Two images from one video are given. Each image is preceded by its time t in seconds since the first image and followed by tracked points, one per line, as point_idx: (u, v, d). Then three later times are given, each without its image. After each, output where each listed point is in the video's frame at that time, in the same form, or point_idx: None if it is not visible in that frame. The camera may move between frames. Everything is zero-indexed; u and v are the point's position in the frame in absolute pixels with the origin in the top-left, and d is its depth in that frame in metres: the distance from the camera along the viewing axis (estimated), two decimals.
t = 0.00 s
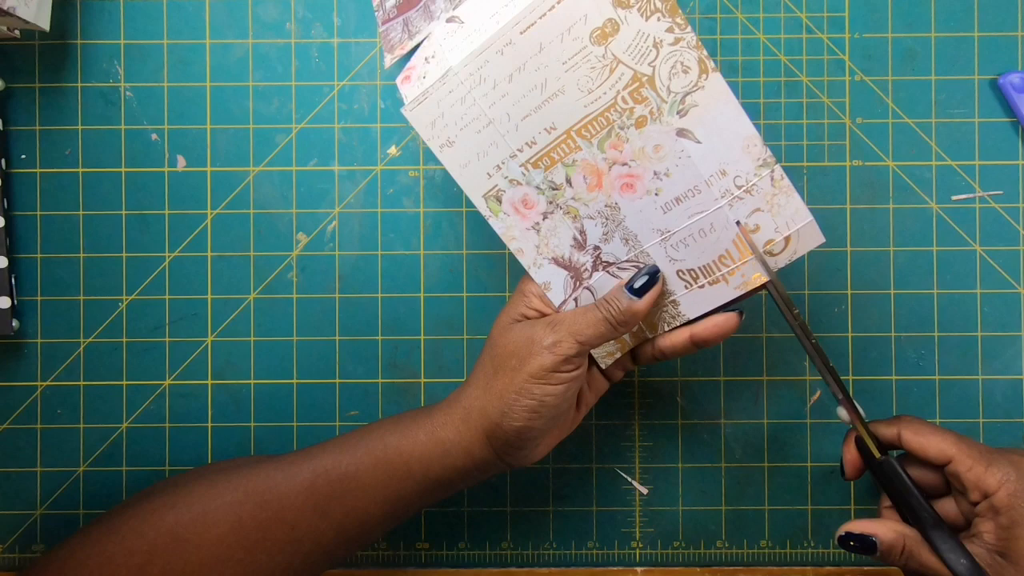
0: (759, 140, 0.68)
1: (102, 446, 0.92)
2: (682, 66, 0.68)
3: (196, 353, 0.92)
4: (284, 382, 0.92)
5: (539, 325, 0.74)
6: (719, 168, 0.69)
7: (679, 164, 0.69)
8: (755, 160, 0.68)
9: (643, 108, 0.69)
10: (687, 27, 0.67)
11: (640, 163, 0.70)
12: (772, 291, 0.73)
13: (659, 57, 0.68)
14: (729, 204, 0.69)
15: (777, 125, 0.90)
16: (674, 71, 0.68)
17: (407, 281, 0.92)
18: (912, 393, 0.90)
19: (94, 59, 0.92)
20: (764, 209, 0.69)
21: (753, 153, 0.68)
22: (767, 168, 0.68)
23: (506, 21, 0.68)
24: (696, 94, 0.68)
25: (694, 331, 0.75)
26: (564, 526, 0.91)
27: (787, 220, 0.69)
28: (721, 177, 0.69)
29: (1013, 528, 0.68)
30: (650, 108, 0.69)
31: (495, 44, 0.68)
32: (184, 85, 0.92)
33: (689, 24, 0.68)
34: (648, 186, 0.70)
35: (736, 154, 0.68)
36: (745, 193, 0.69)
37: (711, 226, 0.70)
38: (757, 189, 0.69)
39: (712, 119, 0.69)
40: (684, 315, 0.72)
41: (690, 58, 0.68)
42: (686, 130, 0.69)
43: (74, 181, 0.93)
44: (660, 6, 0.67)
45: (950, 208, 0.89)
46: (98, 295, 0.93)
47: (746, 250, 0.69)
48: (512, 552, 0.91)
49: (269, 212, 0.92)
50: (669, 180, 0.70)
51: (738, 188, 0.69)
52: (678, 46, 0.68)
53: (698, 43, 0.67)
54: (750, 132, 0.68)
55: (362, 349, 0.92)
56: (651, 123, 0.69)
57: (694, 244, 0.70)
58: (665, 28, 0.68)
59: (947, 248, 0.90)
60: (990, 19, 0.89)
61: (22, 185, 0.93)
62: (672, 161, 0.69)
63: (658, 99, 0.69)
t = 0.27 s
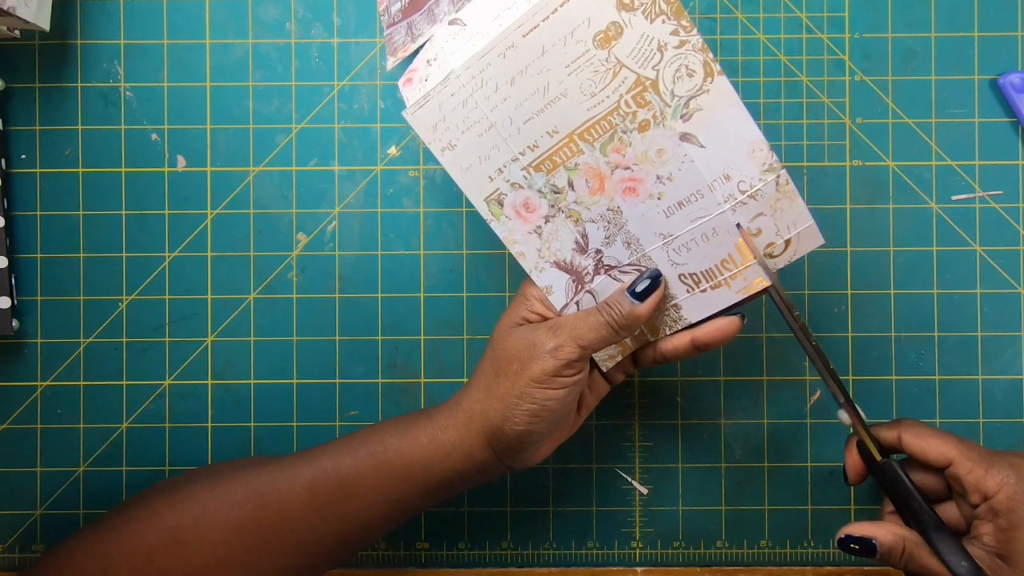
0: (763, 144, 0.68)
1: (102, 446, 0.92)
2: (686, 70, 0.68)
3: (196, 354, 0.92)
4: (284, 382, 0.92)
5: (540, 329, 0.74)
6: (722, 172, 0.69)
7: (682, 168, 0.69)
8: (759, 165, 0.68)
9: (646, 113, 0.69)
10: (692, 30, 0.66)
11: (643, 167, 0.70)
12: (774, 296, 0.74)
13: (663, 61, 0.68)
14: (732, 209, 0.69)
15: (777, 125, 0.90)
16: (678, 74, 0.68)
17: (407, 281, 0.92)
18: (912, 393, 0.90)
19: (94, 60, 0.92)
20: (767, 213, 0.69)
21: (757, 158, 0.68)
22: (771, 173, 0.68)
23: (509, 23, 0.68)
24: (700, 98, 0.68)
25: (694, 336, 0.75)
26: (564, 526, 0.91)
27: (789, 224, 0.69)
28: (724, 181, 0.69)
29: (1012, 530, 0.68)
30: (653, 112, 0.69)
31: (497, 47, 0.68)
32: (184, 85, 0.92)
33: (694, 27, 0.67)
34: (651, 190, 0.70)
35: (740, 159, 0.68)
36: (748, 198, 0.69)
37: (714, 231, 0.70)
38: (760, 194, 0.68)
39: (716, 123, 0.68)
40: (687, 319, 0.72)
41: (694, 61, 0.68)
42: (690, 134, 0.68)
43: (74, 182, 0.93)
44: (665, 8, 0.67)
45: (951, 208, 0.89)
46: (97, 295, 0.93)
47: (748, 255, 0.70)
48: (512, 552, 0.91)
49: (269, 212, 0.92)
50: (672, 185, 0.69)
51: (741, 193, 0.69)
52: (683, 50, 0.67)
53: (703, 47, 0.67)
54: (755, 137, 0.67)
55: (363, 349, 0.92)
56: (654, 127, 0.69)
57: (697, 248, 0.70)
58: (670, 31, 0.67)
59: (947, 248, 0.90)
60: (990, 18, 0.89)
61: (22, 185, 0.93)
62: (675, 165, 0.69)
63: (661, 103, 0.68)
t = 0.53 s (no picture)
0: (762, 144, 0.67)
1: (102, 446, 0.92)
2: (685, 70, 0.68)
3: (196, 353, 0.92)
4: (284, 382, 0.92)
5: (542, 330, 0.74)
6: (721, 172, 0.69)
7: (681, 169, 0.69)
8: (758, 165, 0.68)
9: (645, 113, 0.69)
10: (691, 30, 0.66)
11: (642, 168, 0.70)
12: (773, 295, 0.74)
13: (662, 62, 0.68)
14: (731, 209, 0.69)
15: (777, 125, 0.90)
16: (677, 75, 0.67)
17: (407, 281, 0.92)
18: (912, 393, 0.90)
19: (95, 60, 0.92)
20: (765, 213, 0.69)
21: (756, 158, 0.68)
22: (770, 173, 0.68)
23: (507, 25, 0.68)
24: (699, 98, 0.67)
25: (694, 335, 0.75)
26: (564, 526, 0.91)
27: (788, 223, 0.69)
28: (723, 181, 0.69)
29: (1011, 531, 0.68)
30: (652, 112, 0.69)
31: (496, 48, 0.68)
32: (184, 85, 0.92)
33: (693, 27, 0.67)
34: (650, 190, 0.70)
35: (738, 159, 0.68)
36: (747, 198, 0.69)
37: (713, 230, 0.70)
38: (759, 194, 0.68)
39: (715, 124, 0.68)
40: (686, 319, 0.73)
41: (693, 62, 0.67)
42: (689, 135, 0.68)
43: (74, 182, 0.93)
44: (664, 9, 0.67)
45: (951, 208, 0.89)
46: (98, 295, 0.93)
47: (747, 254, 0.70)
48: (512, 552, 0.91)
49: (269, 213, 0.92)
50: (671, 185, 0.69)
51: (740, 193, 0.69)
52: (682, 50, 0.67)
53: (702, 47, 0.67)
54: (754, 137, 0.67)
55: (363, 349, 0.92)
56: (653, 127, 0.69)
57: (696, 248, 0.70)
58: (669, 31, 0.67)
59: (947, 248, 0.90)
60: (990, 18, 0.89)
61: (22, 185, 0.93)
62: (674, 165, 0.69)
63: (660, 104, 0.68)
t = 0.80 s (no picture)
0: (762, 145, 0.68)
1: (102, 446, 0.92)
2: (684, 72, 0.68)
3: (196, 353, 0.92)
4: (284, 382, 0.92)
5: (544, 334, 0.74)
6: (721, 174, 0.69)
7: (681, 171, 0.69)
8: (758, 167, 0.68)
9: (645, 116, 0.69)
10: (691, 32, 0.66)
11: (642, 170, 0.69)
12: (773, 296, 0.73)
13: (661, 64, 0.68)
14: (731, 211, 0.69)
15: (777, 126, 0.90)
16: (676, 77, 0.67)
17: (407, 281, 0.92)
18: (912, 393, 0.90)
19: (94, 60, 0.92)
20: (765, 214, 0.69)
21: (756, 160, 0.68)
22: (769, 174, 0.68)
23: (505, 29, 0.68)
24: (699, 100, 0.68)
25: (695, 337, 0.75)
26: (564, 526, 0.91)
27: (788, 223, 0.69)
28: (723, 183, 0.69)
29: (1009, 536, 0.68)
30: (652, 115, 0.69)
31: (494, 52, 0.68)
32: (184, 85, 0.92)
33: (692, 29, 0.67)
34: (650, 193, 0.69)
35: (738, 161, 0.68)
36: (747, 199, 0.69)
37: (713, 232, 0.69)
38: (759, 196, 0.69)
39: (715, 125, 0.68)
40: (686, 321, 0.72)
41: (693, 63, 0.67)
42: (689, 137, 0.68)
43: (74, 181, 0.93)
44: (663, 10, 0.67)
45: (951, 208, 0.89)
46: (98, 295, 0.93)
47: (748, 256, 0.69)
48: (512, 552, 0.91)
49: (269, 213, 0.92)
50: (671, 188, 0.69)
51: (740, 195, 0.69)
52: (681, 51, 0.67)
53: (701, 49, 0.67)
54: (754, 138, 0.68)
55: (362, 349, 0.92)
56: (653, 130, 0.69)
57: (696, 250, 0.70)
58: (668, 33, 0.67)
59: (947, 247, 0.89)
60: (990, 18, 0.89)
61: (22, 185, 0.93)
62: (675, 168, 0.69)
63: (660, 107, 0.68)
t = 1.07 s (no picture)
0: (768, 151, 0.67)
1: (102, 446, 0.92)
2: (692, 78, 0.67)
3: (195, 353, 0.92)
4: (284, 382, 0.92)
5: (547, 338, 0.74)
6: (728, 181, 0.68)
7: (688, 177, 0.69)
8: (764, 172, 0.68)
9: (652, 122, 0.69)
10: (699, 38, 0.66)
11: (648, 176, 0.70)
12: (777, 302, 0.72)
13: (669, 70, 0.67)
14: (737, 217, 0.69)
15: (777, 125, 0.90)
16: (684, 83, 0.67)
17: (408, 281, 0.92)
18: (912, 393, 0.90)
19: (94, 60, 0.92)
20: (771, 220, 0.69)
21: (762, 165, 0.68)
22: (775, 180, 0.68)
23: (512, 33, 0.67)
24: (706, 106, 0.67)
25: (699, 341, 0.76)
26: (564, 526, 0.91)
27: (793, 229, 0.69)
28: (730, 189, 0.68)
29: (1014, 541, 0.68)
30: (659, 121, 0.69)
31: (501, 57, 0.67)
32: (184, 85, 0.92)
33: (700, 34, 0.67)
34: (656, 198, 0.70)
35: (745, 167, 0.68)
36: (754, 205, 0.69)
37: (719, 238, 0.69)
38: (766, 202, 0.68)
39: (723, 131, 0.68)
40: (689, 325, 0.73)
41: (700, 69, 0.67)
42: (696, 143, 0.68)
43: (74, 181, 0.93)
44: (671, 16, 0.66)
45: (951, 208, 0.89)
46: (97, 295, 0.93)
47: (752, 262, 0.69)
48: (512, 552, 0.91)
49: (269, 212, 0.92)
50: (677, 193, 0.69)
51: (747, 201, 0.68)
52: (689, 57, 0.67)
53: (709, 55, 0.67)
54: (760, 144, 0.67)
55: (362, 349, 0.92)
56: (660, 136, 0.69)
57: (701, 255, 0.70)
58: (676, 39, 0.67)
59: (947, 247, 0.89)
60: (990, 18, 0.89)
61: (21, 185, 0.93)
62: (681, 173, 0.69)
63: (668, 113, 0.68)
